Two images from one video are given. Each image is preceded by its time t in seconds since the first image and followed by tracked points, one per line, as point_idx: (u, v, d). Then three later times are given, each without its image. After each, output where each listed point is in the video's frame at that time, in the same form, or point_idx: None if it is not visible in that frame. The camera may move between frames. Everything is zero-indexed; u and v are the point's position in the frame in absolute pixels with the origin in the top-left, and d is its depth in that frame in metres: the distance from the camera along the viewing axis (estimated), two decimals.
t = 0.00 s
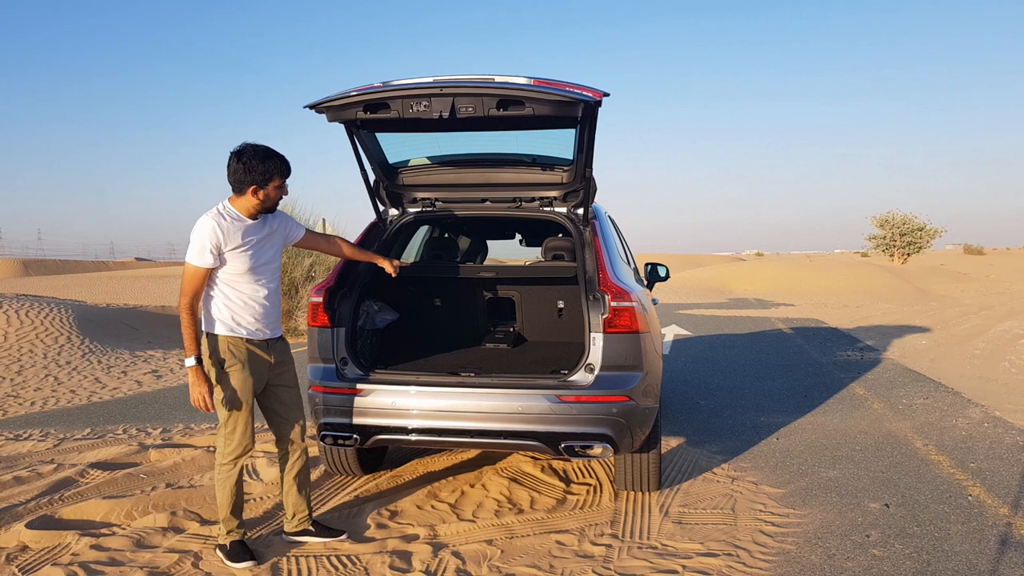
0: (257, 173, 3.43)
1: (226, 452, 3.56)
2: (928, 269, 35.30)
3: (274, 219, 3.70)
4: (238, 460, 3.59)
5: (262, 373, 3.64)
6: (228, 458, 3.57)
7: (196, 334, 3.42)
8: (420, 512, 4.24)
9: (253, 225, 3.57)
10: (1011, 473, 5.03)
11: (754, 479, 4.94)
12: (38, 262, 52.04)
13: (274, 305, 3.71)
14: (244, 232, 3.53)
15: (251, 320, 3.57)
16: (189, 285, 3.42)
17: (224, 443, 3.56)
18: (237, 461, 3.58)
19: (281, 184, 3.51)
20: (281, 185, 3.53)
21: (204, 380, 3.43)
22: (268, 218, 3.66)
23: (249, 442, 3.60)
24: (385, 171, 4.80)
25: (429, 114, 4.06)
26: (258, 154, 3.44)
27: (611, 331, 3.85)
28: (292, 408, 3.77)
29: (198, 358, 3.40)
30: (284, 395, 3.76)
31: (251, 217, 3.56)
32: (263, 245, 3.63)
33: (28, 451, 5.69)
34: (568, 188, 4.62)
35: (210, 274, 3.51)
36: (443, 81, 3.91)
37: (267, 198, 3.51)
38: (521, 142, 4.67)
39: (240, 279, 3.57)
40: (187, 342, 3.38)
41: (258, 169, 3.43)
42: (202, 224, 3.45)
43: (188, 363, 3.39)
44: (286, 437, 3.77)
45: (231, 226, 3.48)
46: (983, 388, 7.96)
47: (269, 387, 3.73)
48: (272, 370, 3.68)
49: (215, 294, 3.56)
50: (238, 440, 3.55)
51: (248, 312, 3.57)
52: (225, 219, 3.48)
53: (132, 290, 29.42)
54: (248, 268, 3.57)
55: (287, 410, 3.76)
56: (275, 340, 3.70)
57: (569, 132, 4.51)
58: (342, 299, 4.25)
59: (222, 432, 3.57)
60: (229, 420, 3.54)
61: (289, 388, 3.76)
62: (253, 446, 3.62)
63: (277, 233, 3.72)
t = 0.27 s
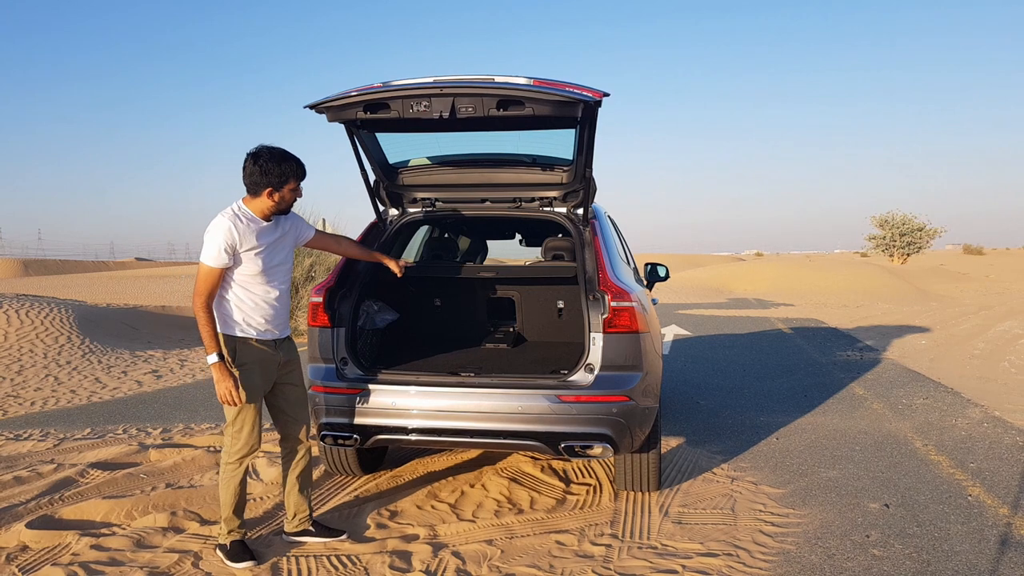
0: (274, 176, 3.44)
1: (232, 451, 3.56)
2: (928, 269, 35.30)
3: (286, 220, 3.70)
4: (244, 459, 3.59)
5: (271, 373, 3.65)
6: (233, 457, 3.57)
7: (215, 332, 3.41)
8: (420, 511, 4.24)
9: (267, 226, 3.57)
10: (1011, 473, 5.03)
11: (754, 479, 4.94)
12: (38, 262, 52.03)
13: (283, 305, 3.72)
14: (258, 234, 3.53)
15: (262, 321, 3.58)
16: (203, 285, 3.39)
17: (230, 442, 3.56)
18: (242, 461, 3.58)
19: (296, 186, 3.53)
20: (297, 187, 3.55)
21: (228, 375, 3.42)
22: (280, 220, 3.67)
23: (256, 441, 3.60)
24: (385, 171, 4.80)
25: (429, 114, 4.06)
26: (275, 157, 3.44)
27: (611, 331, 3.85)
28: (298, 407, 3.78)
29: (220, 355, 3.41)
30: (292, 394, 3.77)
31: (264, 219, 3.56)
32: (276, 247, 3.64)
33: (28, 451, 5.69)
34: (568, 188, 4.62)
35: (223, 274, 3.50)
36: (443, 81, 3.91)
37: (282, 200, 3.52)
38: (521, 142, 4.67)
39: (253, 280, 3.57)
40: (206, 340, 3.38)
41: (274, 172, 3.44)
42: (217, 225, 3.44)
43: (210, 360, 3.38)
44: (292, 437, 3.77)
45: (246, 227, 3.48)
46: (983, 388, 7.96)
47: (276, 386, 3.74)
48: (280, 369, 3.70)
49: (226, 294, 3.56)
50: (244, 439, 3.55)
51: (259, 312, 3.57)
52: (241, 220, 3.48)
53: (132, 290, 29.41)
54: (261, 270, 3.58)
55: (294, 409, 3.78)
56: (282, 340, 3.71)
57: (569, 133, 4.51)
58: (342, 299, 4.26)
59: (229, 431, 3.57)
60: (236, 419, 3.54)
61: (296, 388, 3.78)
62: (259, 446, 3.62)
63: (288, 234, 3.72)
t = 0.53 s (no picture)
0: (279, 176, 3.44)
1: (235, 451, 3.56)
2: (928, 268, 35.29)
3: (291, 221, 3.71)
4: (246, 459, 3.58)
5: (276, 373, 3.64)
6: (237, 457, 3.57)
7: (215, 334, 3.40)
8: (420, 511, 4.24)
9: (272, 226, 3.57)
10: (1011, 473, 5.03)
11: (754, 479, 4.94)
12: (38, 262, 52.02)
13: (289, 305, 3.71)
14: (263, 234, 3.53)
15: (267, 321, 3.58)
16: (208, 286, 3.39)
17: (234, 442, 3.55)
18: (245, 461, 3.58)
19: (302, 187, 3.53)
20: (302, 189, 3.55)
21: (222, 382, 3.41)
22: (285, 220, 3.67)
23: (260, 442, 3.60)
24: (386, 171, 4.80)
25: (429, 114, 4.06)
26: (280, 157, 3.45)
27: (612, 331, 3.85)
28: (303, 407, 3.79)
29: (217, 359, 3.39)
30: (296, 394, 3.77)
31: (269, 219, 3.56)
32: (280, 247, 3.64)
33: (28, 451, 5.69)
34: (568, 188, 4.62)
35: (228, 274, 3.50)
36: (443, 81, 3.91)
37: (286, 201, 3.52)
38: (521, 142, 4.67)
39: (258, 280, 3.57)
40: (206, 342, 3.37)
41: (279, 173, 3.45)
42: (222, 225, 3.44)
43: (209, 364, 3.38)
44: (295, 437, 3.77)
45: (251, 228, 3.49)
46: (983, 388, 7.96)
47: (280, 385, 3.74)
48: (286, 369, 3.70)
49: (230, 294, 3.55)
50: (248, 440, 3.55)
51: (264, 312, 3.57)
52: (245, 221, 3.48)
53: (132, 290, 29.42)
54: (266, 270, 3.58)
55: (298, 409, 3.78)
56: (287, 340, 3.71)
57: (569, 133, 4.51)
58: (342, 299, 4.25)
59: (232, 430, 3.56)
60: (241, 419, 3.54)
61: (301, 387, 3.78)
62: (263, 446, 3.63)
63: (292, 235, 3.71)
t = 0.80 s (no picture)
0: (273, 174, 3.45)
1: (233, 451, 3.55)
2: (928, 268, 35.29)
3: (290, 221, 3.70)
4: (244, 459, 3.58)
5: (273, 373, 3.63)
6: (234, 456, 3.56)
7: (207, 334, 3.41)
8: (420, 512, 4.24)
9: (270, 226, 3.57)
10: (1011, 473, 5.03)
11: (754, 479, 4.94)
12: (38, 262, 52.01)
13: (288, 305, 3.70)
14: (261, 233, 3.53)
15: (265, 321, 3.57)
16: (204, 285, 3.41)
17: (230, 442, 3.55)
18: (242, 460, 3.58)
19: (293, 185, 3.51)
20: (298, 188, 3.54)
21: (210, 381, 3.43)
22: (284, 220, 3.67)
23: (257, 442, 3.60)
24: (385, 170, 4.80)
25: (429, 114, 4.06)
26: (276, 156, 3.46)
27: (611, 331, 3.84)
28: (301, 408, 3.78)
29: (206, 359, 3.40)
30: (294, 393, 3.77)
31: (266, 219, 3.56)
32: (278, 247, 3.63)
33: (28, 451, 5.69)
34: (568, 188, 4.62)
35: (226, 274, 3.50)
36: (443, 81, 3.91)
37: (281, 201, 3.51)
38: (521, 142, 4.66)
39: (255, 280, 3.57)
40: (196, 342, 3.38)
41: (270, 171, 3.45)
42: (220, 224, 3.44)
43: (198, 363, 3.39)
44: (293, 436, 3.76)
45: (249, 228, 3.48)
46: (983, 388, 7.96)
47: (278, 385, 3.73)
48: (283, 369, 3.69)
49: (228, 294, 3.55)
50: (245, 439, 3.54)
51: (261, 312, 3.56)
52: (243, 220, 3.48)
53: (132, 289, 29.41)
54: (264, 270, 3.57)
55: (296, 409, 3.77)
56: (285, 340, 3.70)
57: (569, 132, 4.51)
58: (341, 299, 4.25)
59: (229, 430, 3.56)
60: (237, 419, 3.53)
61: (299, 387, 3.78)
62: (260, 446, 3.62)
63: (290, 235, 3.71)
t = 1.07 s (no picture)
0: (253, 169, 3.44)
1: (230, 451, 3.57)
2: (927, 268, 35.31)
3: (288, 221, 3.71)
4: (241, 458, 3.60)
5: (268, 374, 3.65)
6: (231, 457, 3.58)
7: (206, 332, 3.42)
8: (421, 511, 4.25)
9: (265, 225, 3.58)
10: (1010, 473, 5.04)
11: (753, 478, 4.95)
12: (37, 262, 52.00)
13: (283, 306, 3.71)
14: (258, 233, 3.54)
15: (259, 321, 3.59)
16: (201, 283, 3.42)
17: (227, 442, 3.57)
18: (239, 460, 3.59)
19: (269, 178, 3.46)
20: (283, 180, 3.50)
21: (213, 377, 3.44)
22: (282, 221, 3.68)
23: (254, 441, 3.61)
24: (386, 171, 4.81)
25: (429, 114, 4.07)
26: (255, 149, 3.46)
27: (611, 331, 3.86)
28: (298, 407, 3.79)
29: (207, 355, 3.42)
30: (290, 394, 3.77)
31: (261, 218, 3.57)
32: (275, 247, 3.64)
33: (29, 451, 5.69)
34: (568, 188, 4.64)
35: (222, 273, 3.52)
36: (444, 82, 3.92)
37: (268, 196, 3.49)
38: (521, 143, 4.68)
39: (251, 279, 3.58)
40: (196, 339, 3.38)
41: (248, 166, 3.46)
42: (216, 224, 3.46)
43: (199, 359, 3.40)
44: (290, 437, 3.78)
45: (244, 228, 3.50)
46: (983, 388, 7.97)
47: (274, 386, 3.74)
48: (279, 370, 3.70)
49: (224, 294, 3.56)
50: (241, 439, 3.56)
51: (256, 312, 3.58)
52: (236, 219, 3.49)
53: (132, 289, 29.42)
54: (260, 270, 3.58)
55: (292, 409, 3.78)
56: (281, 340, 3.71)
57: (569, 133, 4.52)
58: (342, 299, 4.26)
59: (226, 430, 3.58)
60: (233, 418, 3.55)
61: (295, 388, 3.78)
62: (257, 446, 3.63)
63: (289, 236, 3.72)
